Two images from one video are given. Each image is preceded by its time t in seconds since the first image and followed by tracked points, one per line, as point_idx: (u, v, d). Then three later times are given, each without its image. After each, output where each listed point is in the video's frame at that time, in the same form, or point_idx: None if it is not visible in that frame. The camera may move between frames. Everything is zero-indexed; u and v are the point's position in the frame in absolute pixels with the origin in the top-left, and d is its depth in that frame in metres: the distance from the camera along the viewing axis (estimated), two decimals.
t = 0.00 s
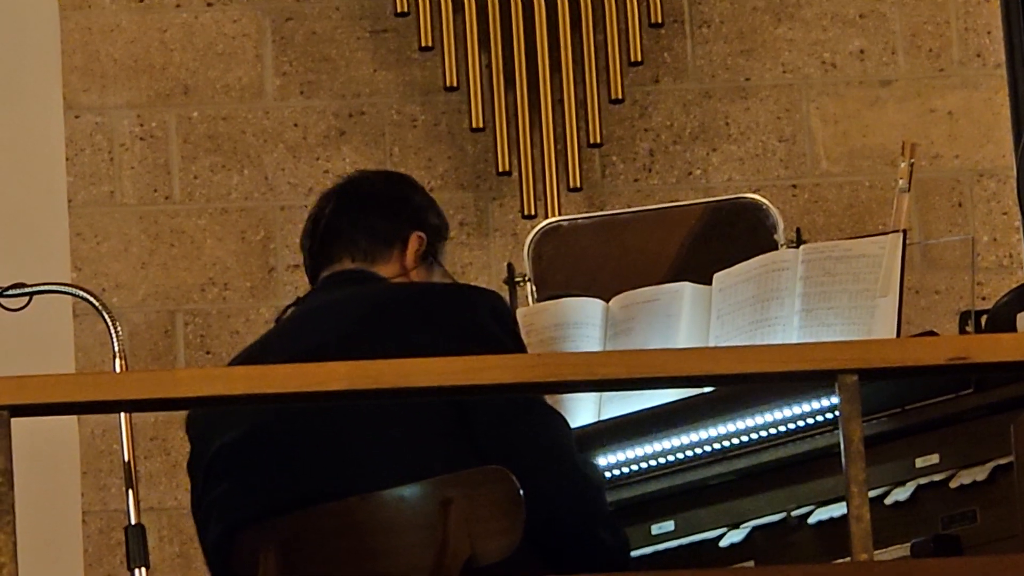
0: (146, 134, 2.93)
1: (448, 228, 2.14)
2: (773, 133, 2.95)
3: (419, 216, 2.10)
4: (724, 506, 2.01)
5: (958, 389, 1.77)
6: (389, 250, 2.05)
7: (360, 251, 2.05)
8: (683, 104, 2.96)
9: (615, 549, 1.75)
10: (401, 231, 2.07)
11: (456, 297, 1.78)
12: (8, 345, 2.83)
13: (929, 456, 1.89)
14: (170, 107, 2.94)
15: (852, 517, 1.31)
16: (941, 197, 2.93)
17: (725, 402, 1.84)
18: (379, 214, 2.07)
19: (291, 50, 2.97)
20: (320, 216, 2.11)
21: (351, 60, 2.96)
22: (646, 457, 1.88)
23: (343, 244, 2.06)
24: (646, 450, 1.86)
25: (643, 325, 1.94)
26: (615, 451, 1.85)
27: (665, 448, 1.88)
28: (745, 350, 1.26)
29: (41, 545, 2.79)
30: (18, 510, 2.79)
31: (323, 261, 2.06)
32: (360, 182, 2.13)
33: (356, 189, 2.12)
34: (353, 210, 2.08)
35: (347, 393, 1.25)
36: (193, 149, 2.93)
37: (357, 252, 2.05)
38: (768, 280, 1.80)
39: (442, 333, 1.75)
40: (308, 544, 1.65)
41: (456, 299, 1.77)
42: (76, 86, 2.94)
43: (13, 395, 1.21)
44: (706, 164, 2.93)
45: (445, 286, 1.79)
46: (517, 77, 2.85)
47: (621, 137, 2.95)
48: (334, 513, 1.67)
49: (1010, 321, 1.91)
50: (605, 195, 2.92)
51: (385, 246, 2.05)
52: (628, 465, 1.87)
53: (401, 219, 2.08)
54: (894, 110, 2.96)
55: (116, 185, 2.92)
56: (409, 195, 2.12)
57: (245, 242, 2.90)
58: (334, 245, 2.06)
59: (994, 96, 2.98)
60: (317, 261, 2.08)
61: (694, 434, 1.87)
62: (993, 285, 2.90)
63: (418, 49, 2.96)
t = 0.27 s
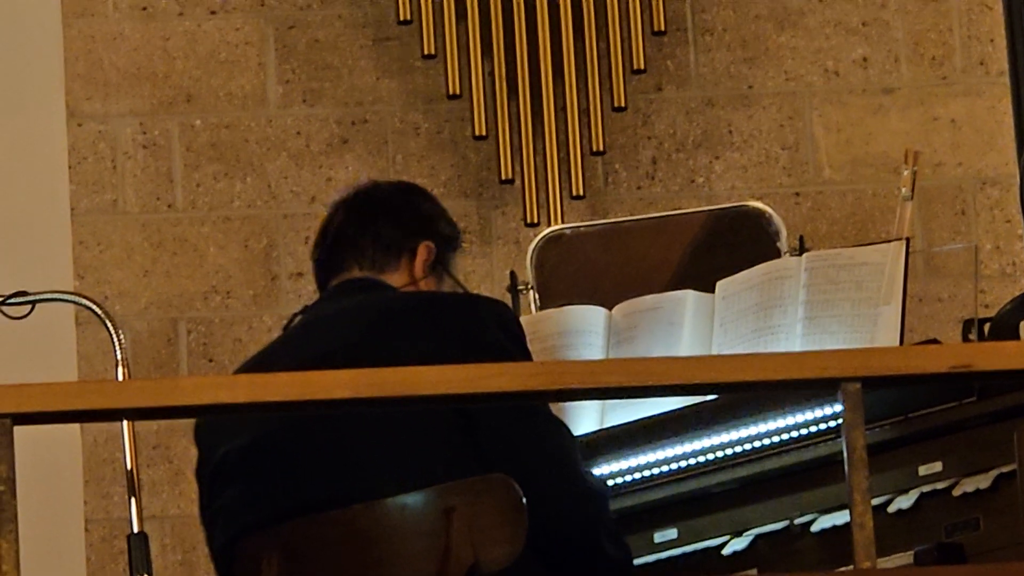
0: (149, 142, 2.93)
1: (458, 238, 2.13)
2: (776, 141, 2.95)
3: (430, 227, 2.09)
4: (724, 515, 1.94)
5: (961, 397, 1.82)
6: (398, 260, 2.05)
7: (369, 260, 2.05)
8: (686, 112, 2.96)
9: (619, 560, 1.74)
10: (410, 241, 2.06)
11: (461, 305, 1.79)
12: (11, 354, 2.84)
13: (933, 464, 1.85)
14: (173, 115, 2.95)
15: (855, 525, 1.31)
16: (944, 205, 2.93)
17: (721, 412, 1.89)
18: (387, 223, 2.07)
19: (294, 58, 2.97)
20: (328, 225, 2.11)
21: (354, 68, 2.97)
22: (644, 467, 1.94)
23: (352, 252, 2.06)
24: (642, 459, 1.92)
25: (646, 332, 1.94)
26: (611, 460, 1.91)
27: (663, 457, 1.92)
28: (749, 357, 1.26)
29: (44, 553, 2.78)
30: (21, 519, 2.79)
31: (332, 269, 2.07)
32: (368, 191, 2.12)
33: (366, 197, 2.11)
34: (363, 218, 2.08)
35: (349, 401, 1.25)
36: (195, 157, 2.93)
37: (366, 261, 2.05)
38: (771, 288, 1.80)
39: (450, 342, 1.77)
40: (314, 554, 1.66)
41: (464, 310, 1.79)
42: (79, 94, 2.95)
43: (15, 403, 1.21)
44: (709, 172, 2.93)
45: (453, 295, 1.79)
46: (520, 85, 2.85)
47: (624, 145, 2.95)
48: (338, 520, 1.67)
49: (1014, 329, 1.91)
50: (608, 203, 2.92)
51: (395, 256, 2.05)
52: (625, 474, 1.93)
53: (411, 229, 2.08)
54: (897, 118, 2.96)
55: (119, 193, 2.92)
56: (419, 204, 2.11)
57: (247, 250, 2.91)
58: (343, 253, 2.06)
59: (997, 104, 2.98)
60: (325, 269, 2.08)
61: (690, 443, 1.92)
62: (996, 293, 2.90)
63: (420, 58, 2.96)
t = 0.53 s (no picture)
0: (152, 146, 2.94)
1: (467, 245, 2.13)
2: (779, 145, 2.95)
3: (437, 232, 2.09)
4: (727, 519, 1.96)
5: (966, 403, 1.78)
6: (405, 265, 2.05)
7: (377, 265, 2.06)
8: (690, 116, 2.96)
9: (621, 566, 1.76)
10: (416, 247, 2.06)
11: (464, 309, 1.79)
12: (14, 358, 2.84)
13: (936, 469, 1.87)
14: (176, 119, 2.95)
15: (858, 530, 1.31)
16: (947, 209, 2.93)
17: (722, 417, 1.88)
18: (394, 229, 2.07)
19: (297, 62, 2.97)
20: (337, 230, 2.11)
21: (357, 72, 2.97)
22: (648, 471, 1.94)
23: (358, 259, 2.07)
24: (643, 463, 1.92)
25: (650, 337, 1.94)
26: (611, 465, 1.92)
27: (664, 462, 1.93)
28: (752, 362, 1.26)
29: (47, 558, 2.79)
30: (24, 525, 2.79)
31: (340, 274, 2.08)
32: (376, 197, 2.12)
33: (374, 202, 2.11)
34: (370, 224, 2.08)
35: (352, 405, 1.26)
36: (198, 162, 2.94)
37: (373, 267, 2.06)
38: (774, 291, 1.81)
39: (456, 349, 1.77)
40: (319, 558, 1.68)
41: (468, 314, 1.78)
42: (82, 98, 2.95)
43: (18, 408, 1.21)
44: (712, 176, 2.93)
45: (460, 301, 1.79)
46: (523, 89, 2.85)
47: (627, 149, 2.95)
48: (344, 524, 1.68)
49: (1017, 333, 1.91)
50: (611, 207, 2.92)
51: (402, 262, 2.05)
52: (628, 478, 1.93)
53: (419, 235, 2.07)
54: (900, 122, 2.96)
55: (122, 197, 2.92)
56: (427, 210, 2.11)
57: (250, 255, 2.91)
58: (350, 260, 2.07)
59: (1000, 108, 2.98)
60: (333, 274, 2.09)
61: (691, 449, 1.92)
62: (1000, 298, 2.90)
63: (423, 62, 2.96)
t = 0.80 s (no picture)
0: (158, 154, 2.94)
1: (473, 254, 2.14)
2: (785, 152, 2.95)
3: (444, 241, 2.09)
4: (734, 527, 1.95)
5: (971, 408, 1.81)
6: (411, 273, 2.06)
7: (382, 272, 2.06)
8: (695, 124, 2.96)
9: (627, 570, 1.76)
10: (423, 255, 2.07)
11: (470, 316, 1.80)
12: (21, 365, 2.84)
13: (942, 475, 1.85)
14: (181, 127, 2.95)
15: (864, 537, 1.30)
16: (953, 216, 2.93)
17: (727, 424, 1.87)
18: (402, 236, 2.07)
19: (303, 70, 2.98)
20: (344, 237, 2.11)
21: (363, 80, 2.97)
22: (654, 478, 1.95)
23: (365, 265, 2.06)
24: (650, 471, 1.94)
25: (656, 344, 1.93)
26: (617, 474, 1.94)
27: (667, 470, 1.93)
28: (758, 369, 1.26)
29: (53, 566, 2.79)
30: (30, 533, 2.79)
31: (346, 280, 2.07)
32: (384, 204, 2.12)
33: (381, 210, 2.11)
34: (378, 230, 2.08)
35: (358, 412, 1.26)
36: (204, 170, 2.94)
37: (379, 274, 2.06)
38: (779, 299, 1.80)
39: (462, 355, 1.78)
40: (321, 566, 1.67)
41: (474, 321, 1.80)
42: (88, 106, 2.96)
43: (24, 414, 1.21)
44: (718, 184, 2.94)
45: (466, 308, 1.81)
46: (528, 96, 2.85)
47: (633, 156, 2.95)
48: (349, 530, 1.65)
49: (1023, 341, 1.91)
50: (617, 215, 2.92)
51: (408, 270, 2.06)
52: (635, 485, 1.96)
53: (426, 242, 2.08)
54: (906, 129, 2.96)
55: (128, 205, 2.93)
56: (435, 218, 2.11)
57: (256, 262, 2.91)
58: (356, 266, 2.06)
59: (1006, 115, 2.97)
60: (338, 280, 2.08)
61: (699, 454, 1.91)
62: (1006, 305, 2.90)
63: (429, 69, 2.96)
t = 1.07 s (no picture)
0: (162, 157, 2.95)
1: (478, 259, 2.13)
2: (789, 155, 2.95)
3: (448, 245, 2.09)
4: (739, 529, 1.93)
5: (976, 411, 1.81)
6: (414, 276, 2.06)
7: (387, 275, 2.07)
8: (700, 126, 2.96)
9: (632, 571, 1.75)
10: (427, 258, 2.07)
11: (476, 320, 1.80)
12: (25, 368, 2.84)
13: (946, 479, 1.84)
14: (186, 129, 2.96)
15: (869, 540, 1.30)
16: (957, 218, 2.93)
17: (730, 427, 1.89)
18: (406, 239, 2.07)
19: (307, 73, 2.98)
20: (348, 238, 2.11)
21: (367, 83, 2.98)
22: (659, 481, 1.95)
23: (368, 268, 2.07)
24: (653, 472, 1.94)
25: (660, 347, 1.94)
26: (624, 475, 1.95)
27: (673, 472, 1.94)
28: (763, 373, 1.26)
29: (58, 570, 2.79)
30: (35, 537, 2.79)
31: (349, 282, 2.08)
32: (389, 207, 2.12)
33: (386, 212, 2.11)
34: (382, 233, 2.08)
35: (361, 416, 1.26)
36: (208, 172, 2.94)
37: (383, 277, 2.06)
38: (783, 302, 1.81)
39: (466, 356, 1.78)
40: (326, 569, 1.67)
41: (480, 324, 1.80)
42: (92, 109, 2.96)
43: (28, 417, 1.22)
44: (722, 187, 2.93)
45: (470, 311, 1.81)
46: (533, 99, 2.85)
47: (638, 159, 2.95)
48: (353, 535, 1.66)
49: None
50: (621, 217, 2.92)
51: (412, 273, 2.06)
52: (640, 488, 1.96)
53: (431, 245, 2.08)
54: (910, 131, 2.96)
55: (132, 208, 2.93)
56: (439, 222, 2.11)
57: (261, 265, 2.91)
58: (359, 268, 2.07)
59: (1011, 117, 2.97)
60: (342, 281, 2.09)
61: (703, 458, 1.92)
62: (1011, 308, 2.89)
63: (433, 72, 2.97)
